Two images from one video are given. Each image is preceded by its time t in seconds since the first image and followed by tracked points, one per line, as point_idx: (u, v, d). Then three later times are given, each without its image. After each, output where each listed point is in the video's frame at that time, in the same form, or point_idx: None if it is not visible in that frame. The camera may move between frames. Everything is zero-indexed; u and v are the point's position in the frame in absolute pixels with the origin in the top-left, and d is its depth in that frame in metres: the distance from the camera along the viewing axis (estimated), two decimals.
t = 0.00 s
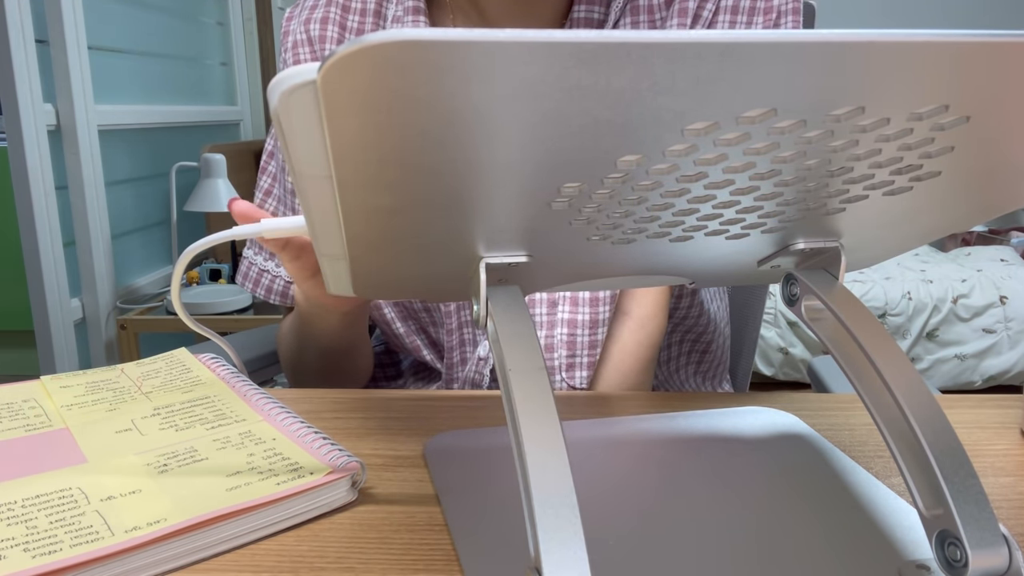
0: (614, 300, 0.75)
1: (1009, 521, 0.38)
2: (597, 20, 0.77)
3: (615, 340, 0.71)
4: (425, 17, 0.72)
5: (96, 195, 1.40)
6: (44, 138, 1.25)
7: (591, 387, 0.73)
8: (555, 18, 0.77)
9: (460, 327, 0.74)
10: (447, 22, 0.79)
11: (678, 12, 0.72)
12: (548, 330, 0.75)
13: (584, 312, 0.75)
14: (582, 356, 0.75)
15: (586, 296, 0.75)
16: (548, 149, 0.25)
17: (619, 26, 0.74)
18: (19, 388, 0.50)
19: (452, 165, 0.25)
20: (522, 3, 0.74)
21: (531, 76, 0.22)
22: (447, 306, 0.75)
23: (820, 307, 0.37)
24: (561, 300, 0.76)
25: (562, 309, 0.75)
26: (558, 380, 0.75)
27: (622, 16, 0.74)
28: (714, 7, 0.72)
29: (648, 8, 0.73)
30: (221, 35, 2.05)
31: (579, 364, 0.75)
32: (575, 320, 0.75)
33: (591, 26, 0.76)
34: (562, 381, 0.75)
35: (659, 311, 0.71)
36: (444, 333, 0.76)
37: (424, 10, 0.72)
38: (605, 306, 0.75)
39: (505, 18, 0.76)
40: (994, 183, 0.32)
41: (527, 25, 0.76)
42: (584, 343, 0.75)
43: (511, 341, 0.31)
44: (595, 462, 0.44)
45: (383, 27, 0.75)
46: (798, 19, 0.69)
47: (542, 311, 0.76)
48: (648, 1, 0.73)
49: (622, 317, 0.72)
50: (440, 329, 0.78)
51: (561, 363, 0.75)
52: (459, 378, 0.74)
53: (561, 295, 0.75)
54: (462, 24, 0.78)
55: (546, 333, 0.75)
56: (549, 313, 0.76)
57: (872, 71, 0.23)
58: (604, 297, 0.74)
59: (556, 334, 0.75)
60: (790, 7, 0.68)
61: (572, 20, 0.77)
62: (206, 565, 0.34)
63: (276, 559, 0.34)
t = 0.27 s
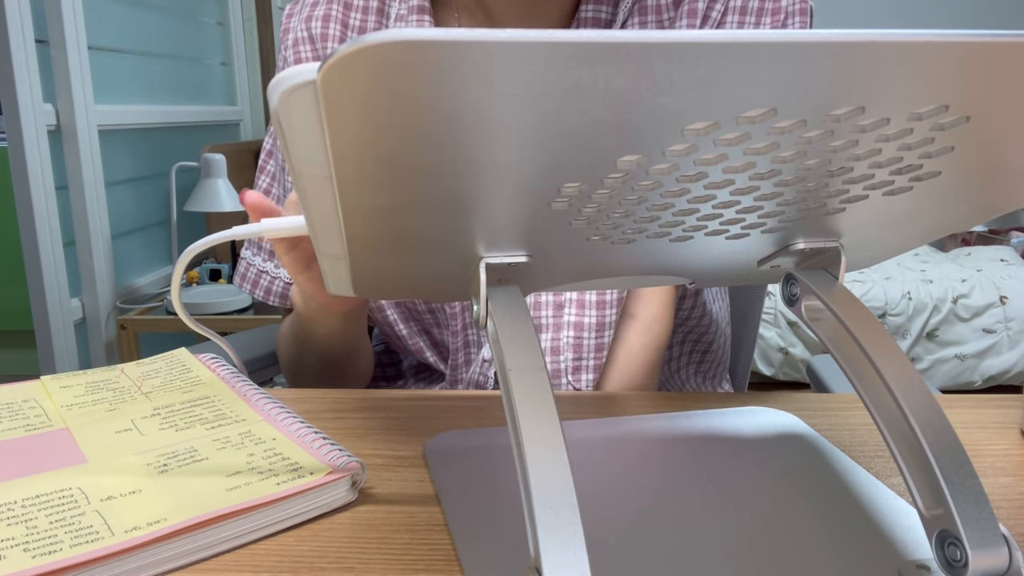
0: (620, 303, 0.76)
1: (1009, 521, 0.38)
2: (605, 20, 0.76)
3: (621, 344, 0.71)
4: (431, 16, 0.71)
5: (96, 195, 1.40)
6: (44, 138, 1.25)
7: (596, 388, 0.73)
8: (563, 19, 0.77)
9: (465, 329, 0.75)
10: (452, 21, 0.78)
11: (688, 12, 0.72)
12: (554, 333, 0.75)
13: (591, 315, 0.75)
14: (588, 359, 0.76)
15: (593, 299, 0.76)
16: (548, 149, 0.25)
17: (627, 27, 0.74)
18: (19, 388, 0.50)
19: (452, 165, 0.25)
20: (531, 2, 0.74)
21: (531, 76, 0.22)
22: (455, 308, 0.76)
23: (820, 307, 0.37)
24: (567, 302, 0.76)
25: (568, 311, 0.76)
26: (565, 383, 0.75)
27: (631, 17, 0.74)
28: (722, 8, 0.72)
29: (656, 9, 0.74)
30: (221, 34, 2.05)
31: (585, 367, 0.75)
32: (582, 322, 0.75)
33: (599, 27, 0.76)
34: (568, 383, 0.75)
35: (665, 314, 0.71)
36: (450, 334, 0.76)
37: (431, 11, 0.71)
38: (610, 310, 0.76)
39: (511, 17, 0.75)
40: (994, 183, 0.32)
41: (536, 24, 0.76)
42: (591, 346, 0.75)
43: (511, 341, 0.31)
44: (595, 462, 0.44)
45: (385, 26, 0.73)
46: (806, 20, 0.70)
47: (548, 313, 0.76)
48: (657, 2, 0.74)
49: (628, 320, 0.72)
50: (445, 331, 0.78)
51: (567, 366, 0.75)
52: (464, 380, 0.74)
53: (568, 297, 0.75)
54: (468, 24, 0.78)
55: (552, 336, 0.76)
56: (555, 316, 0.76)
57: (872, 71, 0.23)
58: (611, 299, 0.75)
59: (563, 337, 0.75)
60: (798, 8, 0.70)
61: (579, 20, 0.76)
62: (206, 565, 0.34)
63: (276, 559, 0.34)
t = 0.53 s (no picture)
0: (625, 304, 0.74)
1: (1009, 521, 0.38)
2: (614, 21, 0.76)
3: (626, 344, 0.72)
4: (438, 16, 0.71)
5: (96, 195, 1.40)
6: (44, 138, 1.25)
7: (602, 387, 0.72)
8: (570, 19, 0.76)
9: (469, 329, 0.74)
10: (459, 21, 0.78)
11: (696, 13, 0.71)
12: (558, 334, 0.74)
13: (595, 316, 0.74)
14: (592, 360, 0.74)
15: (598, 300, 0.74)
16: (548, 149, 0.25)
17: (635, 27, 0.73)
18: (19, 388, 0.50)
19: (452, 165, 0.25)
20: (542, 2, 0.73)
21: (531, 76, 0.22)
22: (457, 308, 0.75)
23: (820, 307, 0.37)
24: (572, 302, 0.74)
25: (573, 312, 0.74)
26: (569, 384, 0.74)
27: (639, 18, 0.73)
28: (730, 10, 0.73)
29: (663, 10, 0.73)
30: (221, 34, 2.05)
31: (590, 368, 0.74)
32: (586, 323, 0.73)
33: (607, 27, 0.76)
34: (571, 384, 0.74)
35: (671, 316, 0.72)
36: (454, 334, 0.76)
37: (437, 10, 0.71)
38: (616, 310, 0.74)
39: (519, 17, 0.75)
40: (994, 183, 0.32)
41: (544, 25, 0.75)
42: (595, 347, 0.74)
43: (511, 341, 0.31)
44: (595, 462, 0.44)
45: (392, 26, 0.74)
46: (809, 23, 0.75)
47: (552, 314, 0.75)
48: (664, 2, 0.73)
49: (633, 321, 0.73)
50: (448, 330, 0.78)
51: (571, 367, 0.74)
52: (468, 379, 0.74)
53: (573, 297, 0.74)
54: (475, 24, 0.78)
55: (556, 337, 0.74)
56: (560, 316, 0.74)
57: (872, 71, 0.23)
58: (615, 300, 0.74)
59: (567, 338, 0.74)
60: (803, 12, 0.75)
61: (587, 20, 0.76)
62: (206, 565, 0.34)
63: (276, 559, 0.34)
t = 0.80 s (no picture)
0: (629, 304, 0.74)
1: (1009, 521, 0.38)
2: (618, 21, 0.77)
3: (630, 345, 0.72)
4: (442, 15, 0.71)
5: (96, 194, 1.40)
6: (44, 138, 1.25)
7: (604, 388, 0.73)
8: (574, 21, 0.76)
9: (471, 329, 0.74)
10: (463, 20, 0.77)
11: (701, 15, 0.72)
12: (561, 334, 0.75)
13: (599, 316, 0.74)
14: (595, 360, 0.75)
15: (602, 300, 0.75)
16: (547, 149, 0.25)
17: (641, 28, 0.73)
18: (19, 388, 0.50)
19: (452, 165, 0.25)
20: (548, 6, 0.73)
21: (531, 76, 0.21)
22: (459, 308, 0.75)
23: (820, 307, 0.37)
24: (576, 302, 0.75)
25: (577, 312, 0.75)
26: (572, 384, 0.75)
27: (644, 18, 0.74)
28: (736, 12, 0.73)
29: (669, 11, 0.74)
30: (221, 34, 2.06)
31: (593, 368, 0.75)
32: (590, 323, 0.74)
33: (611, 27, 0.76)
34: (575, 385, 0.75)
35: (674, 317, 0.72)
36: (457, 334, 0.76)
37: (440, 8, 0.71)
38: (620, 311, 0.74)
39: (526, 18, 0.75)
40: (994, 183, 0.32)
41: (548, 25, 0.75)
42: (599, 347, 0.74)
43: (511, 341, 0.31)
44: (595, 461, 0.44)
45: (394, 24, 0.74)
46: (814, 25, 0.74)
47: (556, 314, 0.76)
48: (669, 3, 0.74)
49: (636, 321, 0.73)
50: (450, 330, 0.78)
51: (574, 367, 0.75)
52: (470, 379, 0.74)
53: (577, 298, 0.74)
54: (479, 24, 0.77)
55: (560, 336, 0.75)
56: (563, 316, 0.75)
57: (872, 71, 0.23)
58: (619, 300, 0.74)
59: (570, 338, 0.75)
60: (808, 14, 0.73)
61: (591, 21, 0.76)
62: (206, 565, 0.34)
63: (276, 559, 0.34)
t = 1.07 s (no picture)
0: (630, 306, 0.78)
1: (1010, 521, 0.38)
2: (618, 21, 0.77)
3: (631, 344, 0.70)
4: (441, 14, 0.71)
5: (96, 195, 1.40)
6: (44, 138, 1.25)
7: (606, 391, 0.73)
8: (575, 21, 0.76)
9: (471, 330, 0.75)
10: (463, 20, 0.77)
11: (703, 14, 0.71)
12: (564, 335, 0.78)
13: (602, 317, 0.78)
14: (597, 361, 0.78)
15: (604, 302, 0.78)
16: (547, 149, 0.25)
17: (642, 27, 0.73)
18: (19, 388, 0.50)
19: (452, 165, 0.25)
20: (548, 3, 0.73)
21: (530, 75, 0.21)
22: (459, 309, 0.75)
23: (820, 307, 0.37)
24: (578, 304, 0.78)
25: (579, 314, 0.78)
26: (575, 385, 0.78)
27: (645, 18, 0.73)
28: (737, 12, 0.73)
29: (670, 10, 0.74)
30: (221, 35, 2.06)
31: (595, 369, 0.78)
32: (592, 325, 0.78)
33: (612, 26, 0.76)
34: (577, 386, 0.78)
35: (675, 318, 0.71)
36: (456, 334, 0.76)
37: (439, 8, 0.71)
38: (621, 312, 0.78)
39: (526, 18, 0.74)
40: (994, 183, 0.32)
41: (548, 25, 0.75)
42: (601, 349, 0.78)
43: (511, 341, 0.31)
44: (596, 461, 0.44)
45: (393, 24, 0.74)
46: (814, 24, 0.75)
47: (558, 316, 0.78)
48: (670, 2, 0.73)
49: (638, 322, 0.72)
50: (450, 331, 0.78)
51: (578, 368, 0.78)
52: (470, 380, 0.74)
53: (580, 300, 0.77)
54: (478, 23, 0.77)
55: (562, 338, 0.78)
56: (565, 318, 0.78)
57: (871, 71, 0.23)
58: (621, 302, 0.77)
59: (573, 340, 0.78)
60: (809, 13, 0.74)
61: (591, 20, 0.76)
62: (206, 565, 0.34)
63: (276, 559, 0.34)
